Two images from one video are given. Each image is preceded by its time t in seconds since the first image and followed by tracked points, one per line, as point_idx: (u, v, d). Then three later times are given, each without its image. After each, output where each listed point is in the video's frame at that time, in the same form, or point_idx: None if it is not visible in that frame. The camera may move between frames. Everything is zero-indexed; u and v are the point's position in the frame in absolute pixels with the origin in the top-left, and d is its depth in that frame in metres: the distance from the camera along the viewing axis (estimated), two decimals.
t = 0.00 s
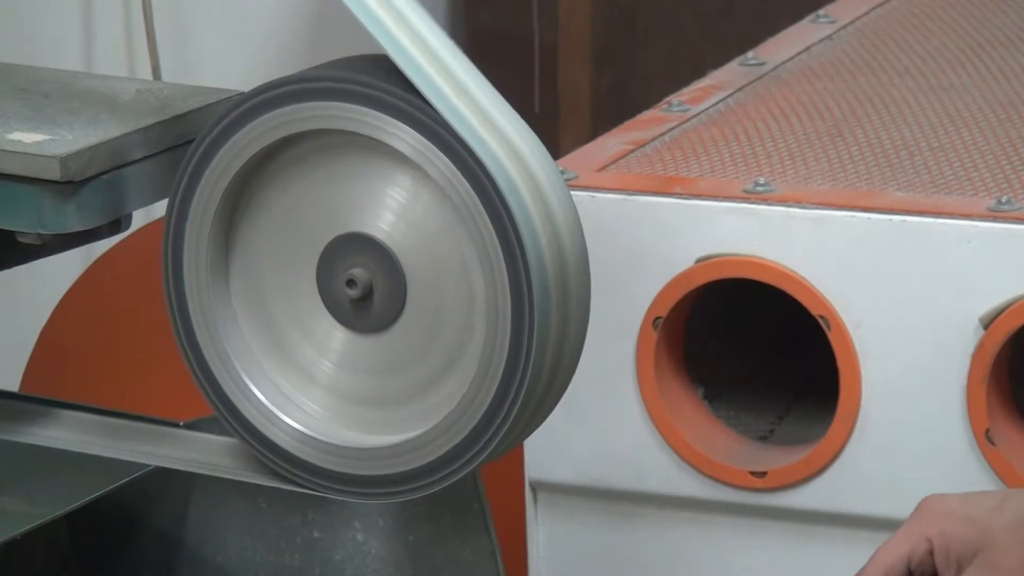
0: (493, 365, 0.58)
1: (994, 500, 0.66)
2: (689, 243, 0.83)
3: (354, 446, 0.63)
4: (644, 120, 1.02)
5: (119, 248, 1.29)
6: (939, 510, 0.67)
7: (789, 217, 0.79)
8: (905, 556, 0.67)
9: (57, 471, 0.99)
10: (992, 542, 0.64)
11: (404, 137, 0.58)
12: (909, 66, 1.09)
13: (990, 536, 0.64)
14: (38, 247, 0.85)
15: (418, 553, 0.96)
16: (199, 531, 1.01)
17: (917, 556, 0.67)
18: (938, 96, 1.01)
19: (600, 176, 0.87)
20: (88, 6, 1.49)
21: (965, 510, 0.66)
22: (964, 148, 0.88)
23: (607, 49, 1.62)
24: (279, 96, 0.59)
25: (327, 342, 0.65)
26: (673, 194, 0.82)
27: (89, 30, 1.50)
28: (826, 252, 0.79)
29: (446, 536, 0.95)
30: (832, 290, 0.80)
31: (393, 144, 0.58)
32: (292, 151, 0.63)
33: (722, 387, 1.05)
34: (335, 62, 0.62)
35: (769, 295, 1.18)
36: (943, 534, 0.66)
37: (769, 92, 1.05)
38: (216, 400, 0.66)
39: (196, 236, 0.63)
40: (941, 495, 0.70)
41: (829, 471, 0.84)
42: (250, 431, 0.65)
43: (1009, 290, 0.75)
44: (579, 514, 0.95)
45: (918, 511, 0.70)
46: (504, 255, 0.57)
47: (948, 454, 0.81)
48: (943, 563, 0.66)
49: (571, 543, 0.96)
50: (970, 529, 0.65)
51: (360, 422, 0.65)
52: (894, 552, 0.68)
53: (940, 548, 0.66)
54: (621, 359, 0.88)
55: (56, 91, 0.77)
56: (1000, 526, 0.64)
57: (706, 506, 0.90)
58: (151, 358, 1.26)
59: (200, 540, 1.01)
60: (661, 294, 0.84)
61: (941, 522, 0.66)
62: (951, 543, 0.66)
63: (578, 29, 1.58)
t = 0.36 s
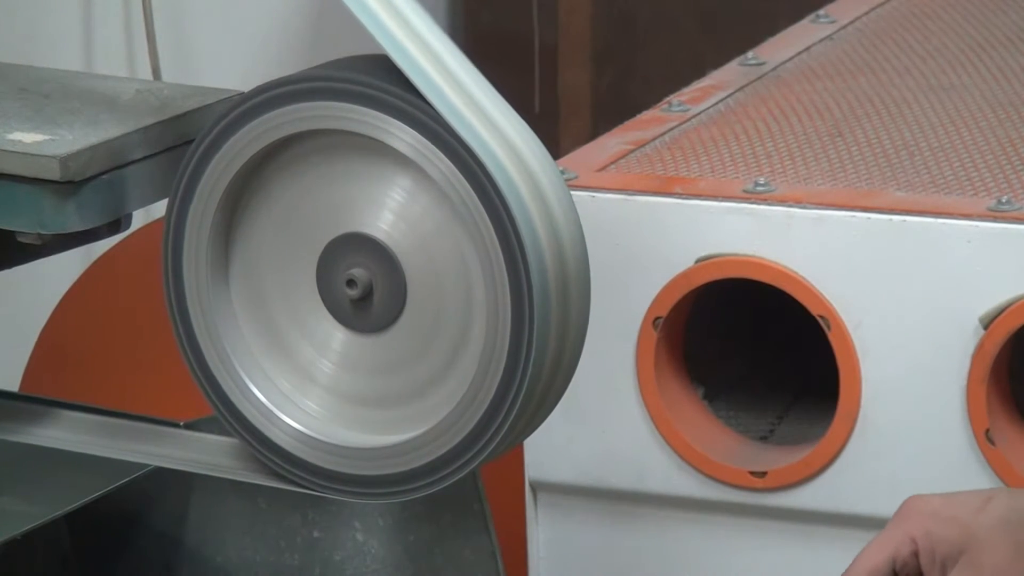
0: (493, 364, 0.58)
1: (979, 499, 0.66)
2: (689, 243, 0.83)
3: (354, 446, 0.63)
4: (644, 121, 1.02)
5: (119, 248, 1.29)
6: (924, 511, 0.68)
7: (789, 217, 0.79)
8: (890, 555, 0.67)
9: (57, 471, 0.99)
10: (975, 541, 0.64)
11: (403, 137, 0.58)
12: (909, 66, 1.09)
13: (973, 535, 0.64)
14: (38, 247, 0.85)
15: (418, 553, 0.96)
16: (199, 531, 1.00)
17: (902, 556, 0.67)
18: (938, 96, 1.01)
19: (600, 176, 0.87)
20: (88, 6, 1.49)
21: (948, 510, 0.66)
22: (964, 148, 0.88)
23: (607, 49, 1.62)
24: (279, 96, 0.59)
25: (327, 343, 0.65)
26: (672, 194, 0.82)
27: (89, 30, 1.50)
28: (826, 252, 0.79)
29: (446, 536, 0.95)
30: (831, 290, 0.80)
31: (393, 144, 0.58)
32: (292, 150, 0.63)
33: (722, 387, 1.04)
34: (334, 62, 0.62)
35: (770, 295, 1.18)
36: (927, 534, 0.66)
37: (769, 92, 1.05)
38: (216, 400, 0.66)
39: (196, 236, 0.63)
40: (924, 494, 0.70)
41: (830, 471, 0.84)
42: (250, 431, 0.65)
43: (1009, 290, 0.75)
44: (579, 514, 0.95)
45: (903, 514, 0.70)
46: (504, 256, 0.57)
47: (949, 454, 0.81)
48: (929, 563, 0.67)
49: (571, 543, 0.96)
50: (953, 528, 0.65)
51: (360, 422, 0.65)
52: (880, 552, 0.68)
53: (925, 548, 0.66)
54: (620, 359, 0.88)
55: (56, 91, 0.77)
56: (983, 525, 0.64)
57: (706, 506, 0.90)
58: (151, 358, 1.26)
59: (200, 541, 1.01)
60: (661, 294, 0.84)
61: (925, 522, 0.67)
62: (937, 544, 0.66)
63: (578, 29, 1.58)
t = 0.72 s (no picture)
0: (493, 364, 0.58)
1: (984, 501, 0.69)
2: (689, 244, 0.83)
3: (354, 446, 0.63)
4: (643, 121, 1.02)
5: (119, 248, 1.29)
6: (933, 515, 0.69)
7: (789, 217, 0.79)
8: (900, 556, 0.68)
9: (56, 470, 0.99)
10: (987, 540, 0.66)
11: (403, 137, 0.58)
12: (909, 66, 1.09)
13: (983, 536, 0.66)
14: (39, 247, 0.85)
15: (418, 553, 0.96)
16: (199, 530, 1.01)
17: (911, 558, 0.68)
18: (938, 96, 1.01)
19: (600, 176, 0.87)
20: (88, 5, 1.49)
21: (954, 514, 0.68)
22: (964, 148, 0.88)
23: (607, 49, 1.61)
24: (279, 96, 0.59)
25: (327, 342, 0.65)
26: (673, 194, 0.82)
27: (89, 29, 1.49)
28: (826, 252, 0.79)
29: (447, 537, 0.95)
30: (831, 290, 0.80)
31: (392, 144, 0.58)
32: (292, 150, 0.63)
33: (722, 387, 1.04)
34: (334, 62, 0.62)
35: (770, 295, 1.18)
36: (937, 537, 0.67)
37: (769, 92, 1.05)
38: (216, 400, 0.66)
39: (196, 236, 0.63)
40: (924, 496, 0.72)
41: (830, 471, 0.84)
42: (250, 431, 0.65)
43: (1008, 290, 0.75)
44: (580, 514, 0.95)
45: (909, 515, 0.71)
46: (504, 256, 0.57)
47: (948, 454, 0.81)
48: (938, 563, 0.68)
49: (572, 543, 0.96)
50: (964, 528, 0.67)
51: (360, 422, 0.65)
52: (888, 552, 0.69)
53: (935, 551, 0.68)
54: (621, 359, 0.88)
55: (56, 91, 0.77)
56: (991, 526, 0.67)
57: (706, 506, 0.90)
58: (151, 358, 1.26)
59: (200, 540, 1.01)
60: (661, 294, 0.84)
61: (933, 525, 0.68)
62: (948, 545, 0.67)
63: (578, 29, 1.58)
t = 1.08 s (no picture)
0: (493, 364, 0.58)
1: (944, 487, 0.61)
2: (689, 243, 0.83)
3: (354, 445, 0.63)
4: (644, 121, 1.02)
5: (119, 247, 1.29)
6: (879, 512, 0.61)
7: (789, 217, 0.79)
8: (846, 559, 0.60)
9: (56, 470, 0.99)
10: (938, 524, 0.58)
11: (404, 137, 0.58)
12: (909, 66, 1.09)
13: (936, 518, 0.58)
14: (39, 247, 0.85)
15: (419, 553, 0.96)
16: (199, 530, 1.00)
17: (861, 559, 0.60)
18: (939, 96, 1.01)
19: (599, 176, 0.87)
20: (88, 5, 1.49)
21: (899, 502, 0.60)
22: (964, 148, 0.88)
23: (607, 48, 1.61)
24: (279, 95, 0.59)
25: (327, 343, 0.65)
26: (673, 194, 0.82)
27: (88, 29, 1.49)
28: (826, 252, 0.79)
29: (447, 537, 0.94)
30: (831, 290, 0.80)
31: (393, 145, 0.58)
32: (292, 150, 0.63)
33: (723, 387, 1.04)
34: (334, 62, 0.62)
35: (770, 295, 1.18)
36: (885, 528, 0.59)
37: (769, 92, 1.05)
38: (216, 400, 0.66)
39: (196, 236, 0.63)
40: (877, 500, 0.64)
41: (830, 470, 0.84)
42: (250, 431, 0.65)
43: (1008, 289, 0.75)
44: (580, 514, 0.95)
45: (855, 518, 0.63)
46: (504, 255, 0.57)
47: (949, 454, 0.81)
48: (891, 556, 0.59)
49: (572, 542, 0.96)
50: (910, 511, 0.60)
51: (360, 422, 0.65)
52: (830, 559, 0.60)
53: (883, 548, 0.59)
54: (621, 359, 0.88)
55: (56, 91, 0.77)
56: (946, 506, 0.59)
57: (706, 506, 0.90)
58: (152, 359, 1.26)
59: (200, 540, 1.01)
60: (661, 294, 0.84)
61: (881, 518, 0.60)
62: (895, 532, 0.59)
63: (578, 29, 1.58)
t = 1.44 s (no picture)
0: (493, 363, 0.58)
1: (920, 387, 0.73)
2: (689, 243, 0.83)
3: (355, 445, 0.63)
4: (644, 121, 1.02)
5: (119, 248, 1.29)
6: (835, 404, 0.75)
7: (789, 217, 0.79)
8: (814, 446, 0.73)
9: (56, 470, 0.98)
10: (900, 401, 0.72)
11: (403, 137, 0.58)
12: (909, 66, 1.09)
13: (896, 401, 0.72)
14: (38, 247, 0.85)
15: (419, 553, 0.96)
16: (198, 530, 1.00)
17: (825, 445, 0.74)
18: (938, 96, 1.01)
19: (600, 176, 0.87)
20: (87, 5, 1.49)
21: (864, 401, 0.73)
22: (964, 148, 0.88)
23: (606, 48, 1.61)
24: (279, 95, 0.59)
25: (328, 342, 0.65)
26: (673, 194, 0.82)
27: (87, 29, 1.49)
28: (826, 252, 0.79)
29: (447, 536, 0.95)
30: (832, 290, 0.80)
31: (393, 144, 0.58)
32: (292, 150, 0.63)
33: (723, 387, 1.05)
34: (334, 62, 0.62)
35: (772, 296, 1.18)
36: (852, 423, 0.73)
37: (769, 92, 1.05)
38: (216, 400, 0.66)
39: (196, 236, 0.63)
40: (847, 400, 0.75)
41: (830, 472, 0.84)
42: (250, 431, 0.65)
43: (1009, 290, 0.75)
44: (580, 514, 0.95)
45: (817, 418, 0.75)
46: (504, 254, 0.57)
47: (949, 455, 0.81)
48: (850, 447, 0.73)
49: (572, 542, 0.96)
50: (878, 403, 0.73)
51: (361, 422, 0.65)
52: (800, 445, 0.74)
53: (843, 429, 0.73)
54: (621, 359, 0.88)
55: (56, 91, 0.77)
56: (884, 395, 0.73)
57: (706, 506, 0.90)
58: (151, 359, 1.26)
59: (200, 541, 1.01)
60: (661, 294, 0.84)
61: (838, 411, 0.74)
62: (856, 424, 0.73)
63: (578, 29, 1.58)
